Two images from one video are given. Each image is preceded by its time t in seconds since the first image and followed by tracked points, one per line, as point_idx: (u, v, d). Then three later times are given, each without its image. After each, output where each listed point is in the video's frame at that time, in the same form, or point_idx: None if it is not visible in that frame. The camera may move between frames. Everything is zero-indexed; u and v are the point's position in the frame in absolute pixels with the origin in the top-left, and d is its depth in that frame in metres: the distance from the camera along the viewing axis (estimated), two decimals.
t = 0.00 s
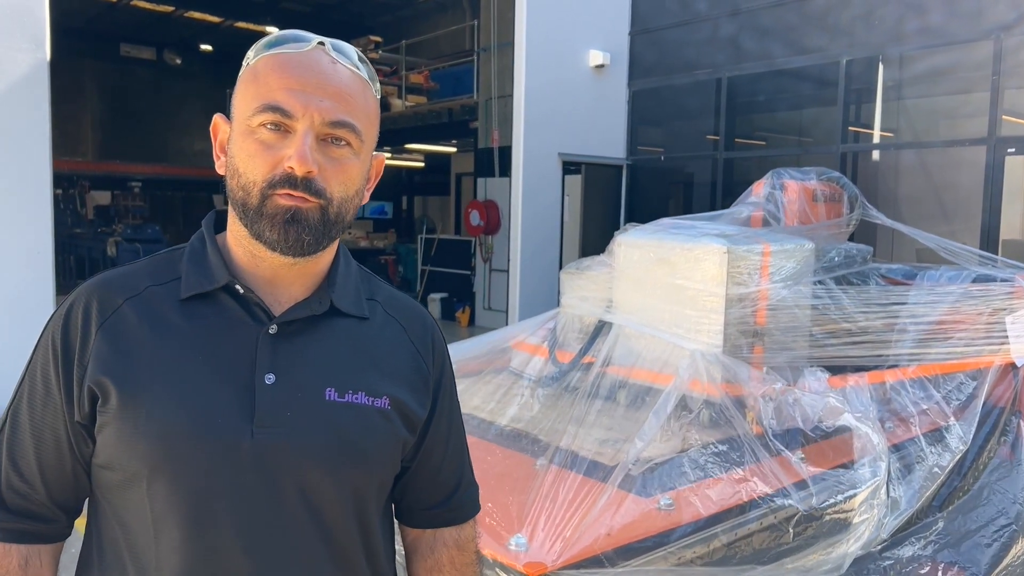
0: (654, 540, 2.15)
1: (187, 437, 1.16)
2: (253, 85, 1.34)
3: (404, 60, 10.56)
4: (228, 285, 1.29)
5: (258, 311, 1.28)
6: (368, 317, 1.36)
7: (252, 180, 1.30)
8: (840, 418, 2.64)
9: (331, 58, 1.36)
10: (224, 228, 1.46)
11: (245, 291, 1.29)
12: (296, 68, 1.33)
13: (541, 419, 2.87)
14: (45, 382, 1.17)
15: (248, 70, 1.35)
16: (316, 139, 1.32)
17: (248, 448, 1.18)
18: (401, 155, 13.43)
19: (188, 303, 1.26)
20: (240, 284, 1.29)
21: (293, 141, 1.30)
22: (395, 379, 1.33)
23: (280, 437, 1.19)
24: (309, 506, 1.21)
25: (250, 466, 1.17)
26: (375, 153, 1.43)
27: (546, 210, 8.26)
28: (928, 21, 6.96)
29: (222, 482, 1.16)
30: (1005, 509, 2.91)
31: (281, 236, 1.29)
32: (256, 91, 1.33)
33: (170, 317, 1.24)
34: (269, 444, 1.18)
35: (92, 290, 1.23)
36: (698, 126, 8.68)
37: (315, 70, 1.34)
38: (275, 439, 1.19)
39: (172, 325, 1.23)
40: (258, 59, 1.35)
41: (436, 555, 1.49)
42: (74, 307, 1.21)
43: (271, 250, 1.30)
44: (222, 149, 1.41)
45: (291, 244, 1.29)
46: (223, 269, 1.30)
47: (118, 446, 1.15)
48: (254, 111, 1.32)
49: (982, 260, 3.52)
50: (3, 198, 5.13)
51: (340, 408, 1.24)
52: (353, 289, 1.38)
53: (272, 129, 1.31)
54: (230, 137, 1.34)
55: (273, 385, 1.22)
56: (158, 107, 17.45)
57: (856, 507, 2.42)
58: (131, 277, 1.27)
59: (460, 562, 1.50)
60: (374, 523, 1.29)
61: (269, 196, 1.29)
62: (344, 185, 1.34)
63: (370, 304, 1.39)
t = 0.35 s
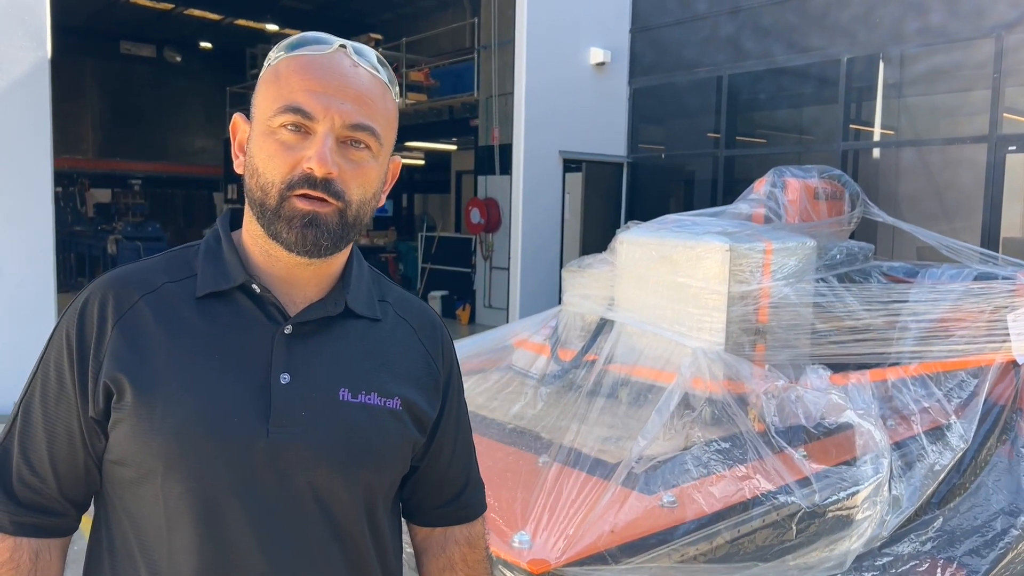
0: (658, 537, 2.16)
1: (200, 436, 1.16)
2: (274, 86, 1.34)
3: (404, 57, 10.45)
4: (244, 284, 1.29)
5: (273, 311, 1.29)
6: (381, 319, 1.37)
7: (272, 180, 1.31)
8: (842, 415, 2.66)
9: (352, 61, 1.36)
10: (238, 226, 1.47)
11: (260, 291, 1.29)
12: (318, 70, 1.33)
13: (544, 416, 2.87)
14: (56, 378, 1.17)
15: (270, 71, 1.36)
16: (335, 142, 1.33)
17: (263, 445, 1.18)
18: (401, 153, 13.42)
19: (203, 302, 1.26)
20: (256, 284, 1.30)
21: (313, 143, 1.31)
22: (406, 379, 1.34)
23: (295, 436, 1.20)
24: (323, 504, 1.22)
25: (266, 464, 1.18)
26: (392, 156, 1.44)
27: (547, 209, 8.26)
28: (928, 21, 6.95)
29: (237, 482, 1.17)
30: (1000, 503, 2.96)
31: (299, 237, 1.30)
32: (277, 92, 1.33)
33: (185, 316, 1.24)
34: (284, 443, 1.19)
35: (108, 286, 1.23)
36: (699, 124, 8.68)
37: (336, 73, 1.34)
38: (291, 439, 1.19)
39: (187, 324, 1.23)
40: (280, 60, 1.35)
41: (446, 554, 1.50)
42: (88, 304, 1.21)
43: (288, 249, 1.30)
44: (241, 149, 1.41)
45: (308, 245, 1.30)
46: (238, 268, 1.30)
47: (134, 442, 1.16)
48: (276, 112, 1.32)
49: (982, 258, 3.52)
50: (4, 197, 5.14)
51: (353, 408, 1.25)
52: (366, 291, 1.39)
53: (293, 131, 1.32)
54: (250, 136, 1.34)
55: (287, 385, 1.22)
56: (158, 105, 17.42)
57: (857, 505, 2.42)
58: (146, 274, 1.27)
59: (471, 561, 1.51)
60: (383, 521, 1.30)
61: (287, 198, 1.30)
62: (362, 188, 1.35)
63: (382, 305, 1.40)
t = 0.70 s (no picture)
0: (660, 535, 2.17)
1: (210, 435, 1.17)
2: (279, 88, 1.34)
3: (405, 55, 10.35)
4: (250, 285, 1.29)
5: (279, 311, 1.29)
6: (385, 318, 1.37)
7: (277, 182, 1.31)
8: (844, 414, 2.67)
9: (355, 63, 1.36)
10: (242, 226, 1.47)
11: (266, 292, 1.30)
12: (323, 72, 1.33)
13: (547, 415, 2.88)
14: (66, 381, 1.17)
15: (274, 72, 1.35)
16: (340, 144, 1.33)
17: (272, 444, 1.18)
18: (401, 151, 13.43)
19: (210, 302, 1.27)
20: (261, 285, 1.30)
21: (319, 146, 1.31)
22: (413, 378, 1.34)
23: (303, 434, 1.20)
24: (333, 502, 1.22)
25: (275, 463, 1.18)
26: (395, 156, 1.44)
27: (548, 207, 8.26)
28: (928, 19, 6.95)
29: (247, 481, 1.17)
30: (1000, 502, 2.97)
31: (304, 239, 1.30)
32: (282, 93, 1.33)
33: (192, 317, 1.24)
34: (293, 441, 1.19)
35: (114, 288, 1.24)
36: (700, 122, 8.67)
37: (341, 74, 1.34)
38: (299, 437, 1.20)
39: (194, 325, 1.23)
40: (284, 62, 1.35)
41: (454, 549, 1.50)
42: (95, 306, 1.21)
43: (293, 251, 1.31)
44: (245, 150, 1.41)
45: (312, 247, 1.30)
46: (244, 268, 1.31)
47: (144, 443, 1.16)
48: (281, 114, 1.32)
49: (984, 256, 3.52)
50: (4, 197, 5.14)
51: (360, 407, 1.25)
52: (371, 291, 1.39)
53: (298, 133, 1.32)
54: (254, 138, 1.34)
55: (294, 384, 1.22)
56: (158, 103, 17.41)
57: (860, 503, 2.42)
58: (153, 276, 1.28)
59: (478, 555, 1.52)
60: (390, 519, 1.31)
61: (293, 200, 1.30)
62: (366, 190, 1.36)
63: (386, 304, 1.40)
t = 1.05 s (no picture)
0: (655, 535, 2.16)
1: (200, 434, 1.16)
2: (293, 88, 1.33)
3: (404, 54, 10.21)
4: (240, 284, 1.29)
5: (270, 309, 1.29)
6: (376, 315, 1.37)
7: (284, 183, 1.30)
8: (840, 413, 2.67)
9: (369, 73, 1.38)
10: (230, 224, 1.46)
11: (256, 290, 1.29)
12: (342, 80, 1.34)
13: (544, 413, 2.88)
14: (56, 382, 1.17)
15: (289, 70, 1.34)
16: (351, 154, 1.34)
17: (263, 442, 1.18)
18: (401, 150, 13.42)
19: (200, 302, 1.26)
20: (252, 283, 1.30)
21: (332, 152, 1.31)
22: (404, 375, 1.34)
23: (294, 432, 1.20)
24: (326, 500, 1.22)
25: (266, 461, 1.18)
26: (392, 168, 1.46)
27: (547, 206, 8.26)
28: (929, 18, 6.94)
29: (238, 480, 1.17)
30: (997, 499, 2.97)
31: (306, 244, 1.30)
32: (297, 94, 1.32)
33: (182, 315, 1.24)
34: (283, 439, 1.19)
35: (103, 289, 1.23)
36: (699, 120, 8.66)
37: (356, 84, 1.35)
38: (289, 435, 1.19)
39: (185, 323, 1.23)
40: (300, 63, 1.34)
41: (450, 542, 1.50)
42: (84, 307, 1.21)
43: (293, 254, 1.30)
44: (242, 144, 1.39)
45: (313, 250, 1.30)
46: (235, 268, 1.30)
47: (133, 442, 1.16)
48: (295, 114, 1.31)
49: (982, 254, 3.51)
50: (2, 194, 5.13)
51: (350, 404, 1.25)
52: (361, 289, 1.39)
53: (311, 135, 1.31)
54: (262, 133, 1.32)
55: (284, 382, 1.22)
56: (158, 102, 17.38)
57: (856, 504, 2.42)
58: (143, 275, 1.28)
59: (474, 548, 1.51)
60: (383, 516, 1.30)
61: (299, 202, 1.30)
62: (367, 200, 1.38)
63: (377, 301, 1.40)
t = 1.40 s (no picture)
0: (656, 535, 2.16)
1: (200, 436, 1.16)
2: (289, 88, 1.33)
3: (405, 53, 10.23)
4: (240, 283, 1.29)
5: (270, 309, 1.28)
6: (376, 315, 1.37)
7: (280, 183, 1.30)
8: (840, 414, 2.66)
9: (367, 73, 1.37)
10: (230, 224, 1.46)
11: (256, 290, 1.29)
12: (338, 79, 1.33)
13: (544, 413, 2.88)
14: (55, 384, 1.16)
15: (286, 69, 1.34)
16: (348, 153, 1.33)
17: (263, 443, 1.18)
18: (402, 149, 13.41)
19: (201, 302, 1.26)
20: (252, 283, 1.29)
21: (328, 152, 1.31)
22: (404, 375, 1.34)
23: (294, 432, 1.20)
24: (326, 501, 1.22)
25: (267, 462, 1.18)
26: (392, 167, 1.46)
27: (547, 205, 8.25)
28: (930, 17, 6.93)
29: (238, 481, 1.16)
30: (994, 499, 2.97)
31: (303, 243, 1.29)
32: (294, 94, 1.32)
33: (182, 316, 1.23)
34: (284, 439, 1.19)
35: (102, 290, 1.23)
36: (700, 119, 8.65)
37: (354, 83, 1.35)
38: (289, 435, 1.19)
39: (185, 324, 1.23)
40: (297, 62, 1.34)
41: (449, 543, 1.49)
42: (83, 308, 1.20)
43: (290, 254, 1.30)
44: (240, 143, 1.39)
45: (310, 250, 1.30)
46: (235, 267, 1.30)
47: (134, 443, 1.15)
48: (291, 113, 1.31)
49: (983, 253, 3.50)
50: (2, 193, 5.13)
51: (350, 404, 1.25)
52: (361, 289, 1.39)
53: (307, 135, 1.31)
54: (259, 133, 1.32)
55: (285, 382, 1.22)
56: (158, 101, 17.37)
57: (856, 506, 2.42)
58: (143, 275, 1.27)
59: (472, 548, 1.51)
60: (383, 517, 1.30)
61: (295, 202, 1.30)
62: (366, 199, 1.37)
63: (376, 301, 1.40)
